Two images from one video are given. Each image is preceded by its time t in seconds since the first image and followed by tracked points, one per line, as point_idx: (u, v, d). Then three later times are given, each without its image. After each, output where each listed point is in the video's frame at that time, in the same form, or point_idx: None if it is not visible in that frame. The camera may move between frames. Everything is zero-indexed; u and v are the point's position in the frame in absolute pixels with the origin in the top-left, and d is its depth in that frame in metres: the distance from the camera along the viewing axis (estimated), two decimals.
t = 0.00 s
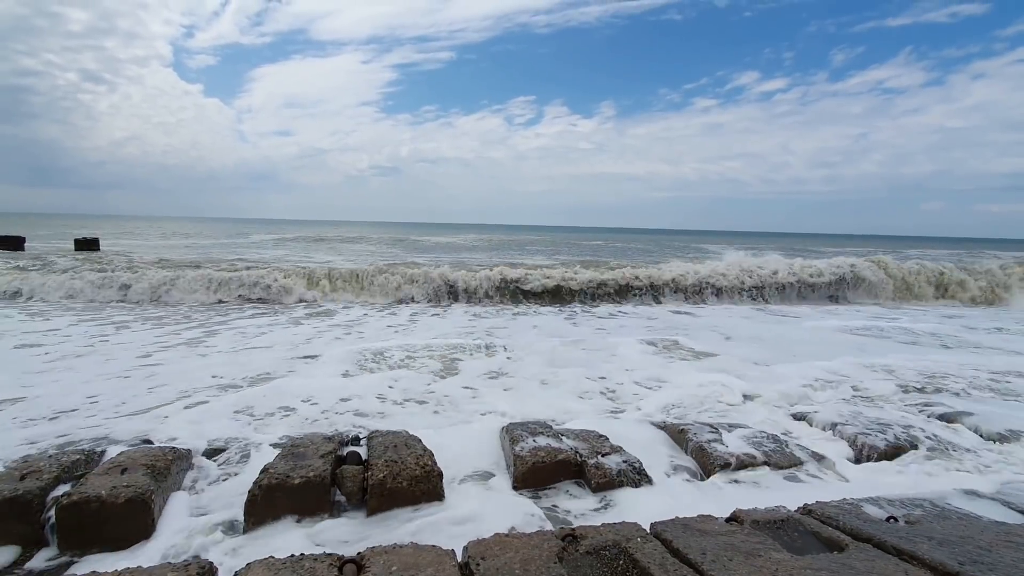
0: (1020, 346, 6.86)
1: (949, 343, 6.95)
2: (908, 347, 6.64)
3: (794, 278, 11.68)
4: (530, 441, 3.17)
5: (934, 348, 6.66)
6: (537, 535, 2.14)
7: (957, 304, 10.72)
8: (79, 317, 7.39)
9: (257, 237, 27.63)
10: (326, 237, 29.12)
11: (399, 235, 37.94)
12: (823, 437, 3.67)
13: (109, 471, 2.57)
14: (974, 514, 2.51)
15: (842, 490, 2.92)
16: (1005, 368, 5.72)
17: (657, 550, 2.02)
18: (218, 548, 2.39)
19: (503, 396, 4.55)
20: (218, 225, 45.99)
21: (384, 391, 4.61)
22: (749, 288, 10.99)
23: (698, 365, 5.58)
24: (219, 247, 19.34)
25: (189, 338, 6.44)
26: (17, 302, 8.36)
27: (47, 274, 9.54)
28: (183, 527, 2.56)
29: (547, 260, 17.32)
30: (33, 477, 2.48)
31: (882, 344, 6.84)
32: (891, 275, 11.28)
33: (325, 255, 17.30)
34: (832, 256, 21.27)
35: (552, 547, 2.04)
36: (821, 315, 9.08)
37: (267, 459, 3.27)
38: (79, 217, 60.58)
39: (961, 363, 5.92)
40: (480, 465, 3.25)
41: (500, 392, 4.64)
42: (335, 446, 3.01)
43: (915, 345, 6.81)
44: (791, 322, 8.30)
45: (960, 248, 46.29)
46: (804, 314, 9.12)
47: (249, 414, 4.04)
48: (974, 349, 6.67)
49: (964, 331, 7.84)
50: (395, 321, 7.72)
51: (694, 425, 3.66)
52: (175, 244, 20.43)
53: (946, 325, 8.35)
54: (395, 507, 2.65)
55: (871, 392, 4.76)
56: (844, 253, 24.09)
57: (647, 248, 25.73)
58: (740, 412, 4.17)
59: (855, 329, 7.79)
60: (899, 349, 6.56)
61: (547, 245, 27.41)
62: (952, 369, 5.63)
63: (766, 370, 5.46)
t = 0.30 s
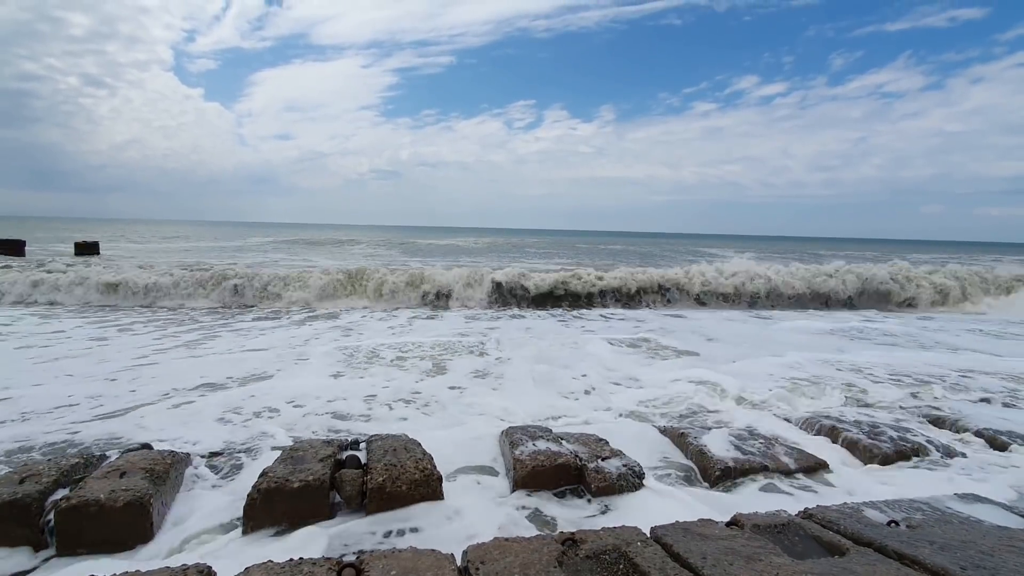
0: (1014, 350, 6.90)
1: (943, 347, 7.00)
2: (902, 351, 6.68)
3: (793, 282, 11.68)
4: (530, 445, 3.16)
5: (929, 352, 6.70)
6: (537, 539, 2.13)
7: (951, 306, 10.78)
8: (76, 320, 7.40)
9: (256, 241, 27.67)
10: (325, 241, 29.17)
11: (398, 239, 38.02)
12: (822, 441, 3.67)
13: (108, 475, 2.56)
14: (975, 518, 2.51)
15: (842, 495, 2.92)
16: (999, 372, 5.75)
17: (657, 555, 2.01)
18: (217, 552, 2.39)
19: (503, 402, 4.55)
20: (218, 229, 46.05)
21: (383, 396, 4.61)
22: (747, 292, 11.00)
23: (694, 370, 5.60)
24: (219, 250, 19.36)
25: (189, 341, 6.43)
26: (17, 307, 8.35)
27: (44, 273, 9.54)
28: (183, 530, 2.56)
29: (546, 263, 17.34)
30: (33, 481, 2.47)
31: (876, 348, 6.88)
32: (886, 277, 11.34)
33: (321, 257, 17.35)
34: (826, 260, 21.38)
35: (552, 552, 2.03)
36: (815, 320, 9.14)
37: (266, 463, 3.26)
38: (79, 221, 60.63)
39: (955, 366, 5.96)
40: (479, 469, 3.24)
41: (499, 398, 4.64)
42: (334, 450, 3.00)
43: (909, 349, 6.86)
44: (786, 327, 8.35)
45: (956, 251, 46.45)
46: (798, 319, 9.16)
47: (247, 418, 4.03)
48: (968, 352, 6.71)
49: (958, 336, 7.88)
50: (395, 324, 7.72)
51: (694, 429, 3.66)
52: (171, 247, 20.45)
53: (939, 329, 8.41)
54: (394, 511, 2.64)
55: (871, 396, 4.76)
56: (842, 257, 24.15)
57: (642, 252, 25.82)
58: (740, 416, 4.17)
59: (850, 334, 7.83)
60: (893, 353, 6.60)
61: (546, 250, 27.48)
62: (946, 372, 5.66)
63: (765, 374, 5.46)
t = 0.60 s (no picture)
0: (1012, 354, 6.90)
1: (937, 350, 7.03)
2: (898, 354, 6.70)
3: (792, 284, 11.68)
4: (530, 447, 3.16)
5: (923, 355, 6.72)
6: (538, 542, 2.13)
7: (946, 307, 10.82)
8: (70, 322, 7.37)
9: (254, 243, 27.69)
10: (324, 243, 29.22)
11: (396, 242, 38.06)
12: (823, 444, 3.66)
13: (109, 478, 2.56)
14: (976, 521, 2.50)
15: (843, 499, 2.92)
16: (993, 375, 5.78)
17: (659, 557, 2.01)
18: (217, 555, 2.38)
19: (502, 403, 4.54)
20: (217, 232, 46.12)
21: (382, 398, 4.60)
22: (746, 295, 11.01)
23: (691, 372, 5.60)
24: (218, 253, 19.34)
25: (187, 342, 6.42)
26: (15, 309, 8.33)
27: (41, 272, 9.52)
28: (182, 532, 2.56)
29: (545, 266, 17.33)
30: (33, 483, 2.47)
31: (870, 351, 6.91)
32: (881, 278, 11.37)
33: (316, 259, 17.32)
34: (819, 263, 21.44)
35: (553, 554, 2.03)
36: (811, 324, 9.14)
37: (265, 465, 3.26)
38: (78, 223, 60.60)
39: (950, 369, 5.98)
40: (481, 473, 3.24)
41: (498, 400, 4.63)
42: (334, 452, 2.99)
43: (907, 352, 6.86)
44: (781, 329, 8.36)
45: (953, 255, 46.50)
46: (796, 323, 9.17)
47: (246, 421, 4.02)
48: (962, 355, 6.73)
49: (953, 339, 7.91)
50: (394, 326, 7.72)
51: (694, 432, 3.65)
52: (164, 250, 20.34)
53: (933, 333, 8.44)
54: (395, 513, 2.64)
55: (870, 399, 4.75)
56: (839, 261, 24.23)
57: (636, 254, 25.86)
58: (740, 420, 4.17)
59: (845, 337, 7.85)
60: (888, 355, 6.62)
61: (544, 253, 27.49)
62: (940, 374, 5.69)
63: (764, 377, 5.46)
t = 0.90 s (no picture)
0: (1012, 358, 6.90)
1: (929, 353, 7.08)
2: (898, 358, 6.70)
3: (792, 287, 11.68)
4: (531, 451, 3.14)
5: (916, 358, 6.75)
6: (539, 544, 2.12)
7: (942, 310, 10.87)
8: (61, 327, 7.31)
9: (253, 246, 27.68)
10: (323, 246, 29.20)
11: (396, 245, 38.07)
12: (823, 447, 3.66)
13: (108, 480, 2.55)
14: (978, 523, 2.50)
15: (844, 503, 2.91)
16: (988, 378, 5.80)
17: (660, 560, 2.00)
18: (217, 559, 2.37)
19: (503, 405, 4.53)
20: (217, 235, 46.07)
21: (383, 400, 4.59)
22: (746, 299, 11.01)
23: (688, 375, 5.59)
24: (218, 256, 19.29)
25: (187, 343, 6.40)
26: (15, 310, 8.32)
27: (41, 275, 9.50)
28: (181, 535, 2.54)
29: (545, 269, 17.31)
30: (32, 486, 2.46)
31: (867, 354, 6.93)
32: (881, 284, 11.39)
33: (308, 263, 17.28)
34: (811, 266, 21.56)
35: (554, 557, 2.02)
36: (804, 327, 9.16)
37: (265, 468, 3.25)
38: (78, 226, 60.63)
39: (943, 371, 6.01)
40: (481, 476, 3.23)
41: (499, 401, 4.63)
42: (335, 455, 2.98)
43: (906, 355, 6.86)
44: (775, 332, 8.37)
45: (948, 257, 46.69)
46: (795, 326, 9.18)
47: (246, 423, 4.01)
48: (954, 358, 6.77)
49: (945, 343, 7.95)
50: (394, 328, 7.70)
51: (695, 434, 3.64)
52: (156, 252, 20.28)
53: (926, 336, 8.48)
54: (395, 517, 2.63)
55: (871, 402, 4.75)
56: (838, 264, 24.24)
57: (629, 257, 25.91)
58: (740, 422, 4.16)
59: (839, 339, 7.88)
60: (881, 358, 6.65)
61: (543, 256, 27.48)
62: (940, 378, 5.69)
63: (764, 379, 5.46)
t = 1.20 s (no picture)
0: (1009, 358, 6.93)
1: (915, 351, 7.16)
2: (895, 357, 6.71)
3: (790, 288, 11.70)
4: (532, 451, 3.14)
5: (902, 355, 6.83)
6: (541, 544, 2.11)
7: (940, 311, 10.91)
8: (51, 333, 7.30)
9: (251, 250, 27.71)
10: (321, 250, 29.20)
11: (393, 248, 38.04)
12: (823, 447, 3.66)
13: (108, 482, 2.54)
14: (979, 521, 2.50)
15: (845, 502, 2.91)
16: (985, 377, 5.82)
17: (662, 560, 2.00)
18: (218, 561, 2.36)
19: (503, 405, 4.53)
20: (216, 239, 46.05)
21: (382, 400, 4.58)
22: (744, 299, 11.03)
23: (680, 374, 5.59)
24: (216, 260, 19.26)
25: (185, 346, 6.39)
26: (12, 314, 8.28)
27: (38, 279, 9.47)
28: (182, 537, 2.53)
29: (544, 271, 17.31)
30: (32, 488, 2.45)
31: (865, 354, 6.94)
32: (878, 285, 11.42)
33: (297, 265, 17.30)
34: (798, 266, 21.77)
35: (556, 557, 2.01)
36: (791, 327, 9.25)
37: (265, 469, 3.24)
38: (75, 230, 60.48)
39: (937, 370, 6.04)
40: (482, 478, 3.22)
41: (499, 401, 4.62)
42: (335, 457, 2.98)
43: (904, 355, 6.88)
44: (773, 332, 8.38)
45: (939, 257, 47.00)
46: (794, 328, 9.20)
47: (245, 424, 3.99)
48: (948, 358, 6.80)
49: (933, 342, 8.02)
50: (393, 330, 7.69)
51: (695, 434, 3.63)
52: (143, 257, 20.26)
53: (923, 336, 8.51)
54: (396, 518, 2.62)
55: (870, 401, 4.75)
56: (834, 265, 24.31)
57: (619, 258, 26.03)
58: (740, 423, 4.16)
59: (826, 339, 7.95)
60: (873, 357, 6.68)
61: (540, 258, 27.51)
62: (938, 377, 5.71)
63: (764, 379, 5.46)
